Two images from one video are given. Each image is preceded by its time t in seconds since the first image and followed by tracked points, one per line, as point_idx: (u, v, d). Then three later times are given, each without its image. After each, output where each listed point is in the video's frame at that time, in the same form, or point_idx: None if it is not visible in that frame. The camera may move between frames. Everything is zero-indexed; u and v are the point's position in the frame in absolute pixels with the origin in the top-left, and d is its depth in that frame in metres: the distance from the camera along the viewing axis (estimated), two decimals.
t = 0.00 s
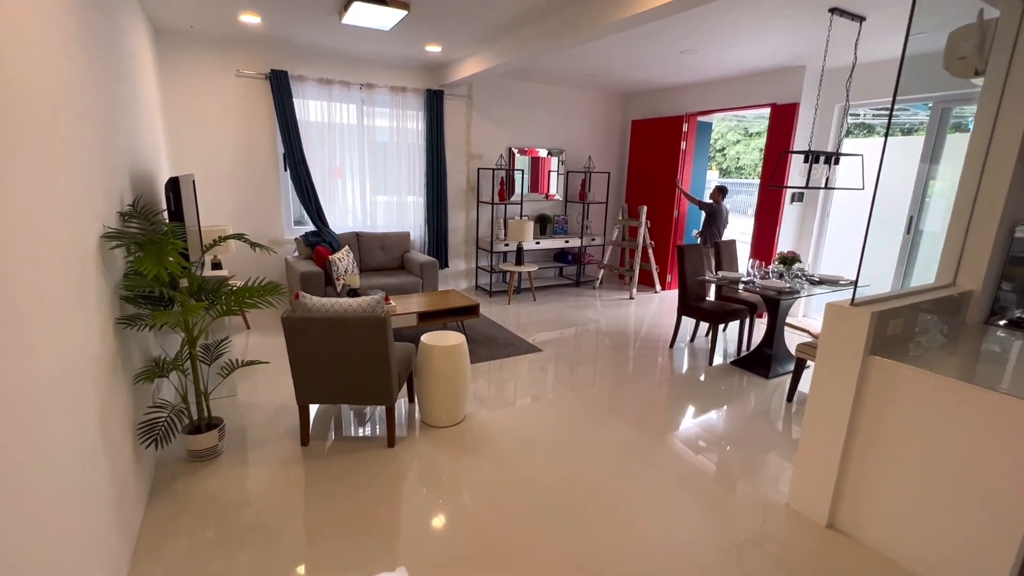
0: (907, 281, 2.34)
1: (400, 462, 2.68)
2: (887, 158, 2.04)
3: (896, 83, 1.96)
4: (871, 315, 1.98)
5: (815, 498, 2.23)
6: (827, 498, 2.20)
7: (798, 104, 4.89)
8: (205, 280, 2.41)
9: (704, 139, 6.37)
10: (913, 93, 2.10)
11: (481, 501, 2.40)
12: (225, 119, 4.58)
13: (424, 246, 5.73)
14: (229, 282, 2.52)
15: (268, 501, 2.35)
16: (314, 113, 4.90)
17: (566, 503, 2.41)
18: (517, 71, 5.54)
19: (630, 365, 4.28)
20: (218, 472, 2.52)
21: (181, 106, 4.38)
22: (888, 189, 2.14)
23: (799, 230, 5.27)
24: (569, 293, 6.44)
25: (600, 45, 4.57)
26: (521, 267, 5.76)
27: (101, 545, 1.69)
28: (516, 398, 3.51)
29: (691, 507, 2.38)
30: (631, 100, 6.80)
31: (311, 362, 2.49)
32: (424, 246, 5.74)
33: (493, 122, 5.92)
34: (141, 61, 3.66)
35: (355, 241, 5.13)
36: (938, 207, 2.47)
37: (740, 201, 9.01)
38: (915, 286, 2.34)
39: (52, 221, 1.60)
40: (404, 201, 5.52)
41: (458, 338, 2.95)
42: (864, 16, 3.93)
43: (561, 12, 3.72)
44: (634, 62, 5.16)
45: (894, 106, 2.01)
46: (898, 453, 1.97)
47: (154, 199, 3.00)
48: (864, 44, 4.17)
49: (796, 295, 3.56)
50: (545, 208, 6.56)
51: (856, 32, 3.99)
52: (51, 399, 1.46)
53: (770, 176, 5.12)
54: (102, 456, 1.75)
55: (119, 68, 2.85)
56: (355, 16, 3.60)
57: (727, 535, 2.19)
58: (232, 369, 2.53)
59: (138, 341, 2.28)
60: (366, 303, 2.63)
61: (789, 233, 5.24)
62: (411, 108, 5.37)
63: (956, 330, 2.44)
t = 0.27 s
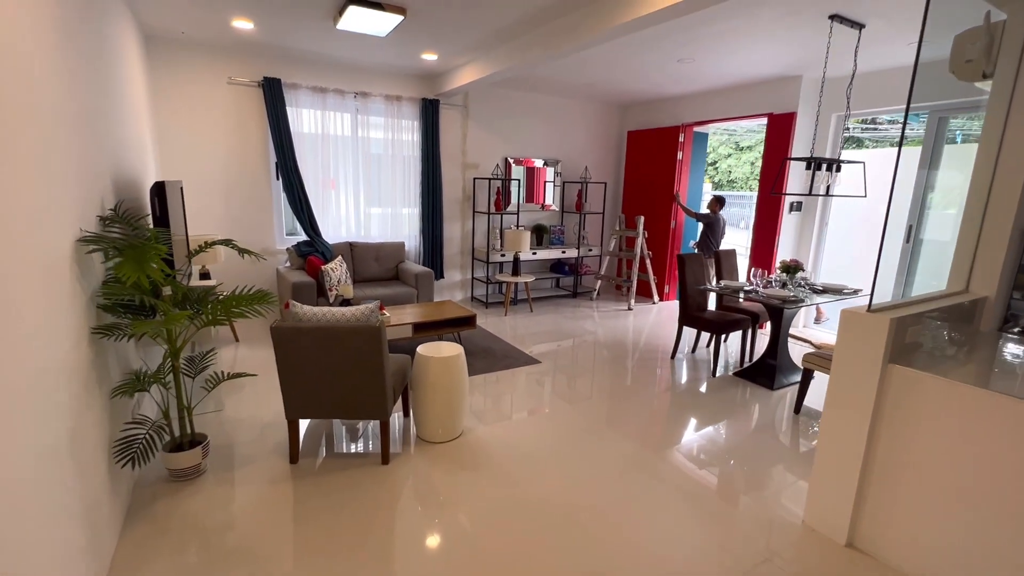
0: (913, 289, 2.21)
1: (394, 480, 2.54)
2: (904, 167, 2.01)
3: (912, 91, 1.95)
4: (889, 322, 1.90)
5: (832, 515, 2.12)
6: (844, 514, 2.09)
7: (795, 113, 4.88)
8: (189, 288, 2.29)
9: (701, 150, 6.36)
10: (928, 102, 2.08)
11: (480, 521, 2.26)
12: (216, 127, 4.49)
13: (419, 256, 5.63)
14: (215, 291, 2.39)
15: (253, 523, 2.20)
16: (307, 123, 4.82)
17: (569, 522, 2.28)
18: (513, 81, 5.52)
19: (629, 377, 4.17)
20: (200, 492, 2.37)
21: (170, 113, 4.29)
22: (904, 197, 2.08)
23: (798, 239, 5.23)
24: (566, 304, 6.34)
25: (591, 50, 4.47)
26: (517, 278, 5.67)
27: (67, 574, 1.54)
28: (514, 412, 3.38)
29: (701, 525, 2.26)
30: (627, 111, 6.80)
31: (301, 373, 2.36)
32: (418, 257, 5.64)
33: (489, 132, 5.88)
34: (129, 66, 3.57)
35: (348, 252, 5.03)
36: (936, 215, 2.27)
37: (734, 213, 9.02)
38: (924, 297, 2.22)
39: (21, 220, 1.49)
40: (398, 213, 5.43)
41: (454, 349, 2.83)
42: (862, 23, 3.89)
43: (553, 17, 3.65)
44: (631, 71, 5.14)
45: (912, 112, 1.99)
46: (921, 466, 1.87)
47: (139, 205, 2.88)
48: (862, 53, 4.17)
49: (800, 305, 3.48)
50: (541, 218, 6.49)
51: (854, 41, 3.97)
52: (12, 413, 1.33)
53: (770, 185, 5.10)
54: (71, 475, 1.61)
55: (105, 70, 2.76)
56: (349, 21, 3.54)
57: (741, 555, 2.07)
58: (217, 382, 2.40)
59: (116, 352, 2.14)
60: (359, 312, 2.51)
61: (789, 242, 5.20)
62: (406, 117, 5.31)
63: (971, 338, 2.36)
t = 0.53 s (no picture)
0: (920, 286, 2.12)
1: (381, 489, 2.39)
2: (917, 162, 1.94)
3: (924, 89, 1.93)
4: (906, 315, 1.80)
5: (847, 521, 2.00)
6: (860, 521, 1.97)
7: (790, 114, 4.84)
8: (162, 284, 2.14)
9: (695, 153, 6.32)
10: (941, 97, 2.02)
11: (474, 532, 2.12)
12: (200, 125, 4.35)
13: (410, 260, 5.49)
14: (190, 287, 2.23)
15: (227, 536, 2.03)
16: (296, 131, 4.71)
17: (568, 532, 2.14)
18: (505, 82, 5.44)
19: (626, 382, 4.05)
20: (171, 504, 2.20)
21: (152, 110, 4.15)
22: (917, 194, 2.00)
23: (794, 242, 5.17)
24: (560, 309, 6.23)
25: (583, 46, 4.37)
26: (510, 281, 5.54)
27: None
28: (508, 418, 3.24)
29: (708, 535, 2.13)
30: (620, 114, 6.76)
31: (282, 375, 2.22)
32: (409, 261, 5.50)
33: (481, 134, 5.79)
34: (107, 58, 3.43)
35: (336, 254, 4.88)
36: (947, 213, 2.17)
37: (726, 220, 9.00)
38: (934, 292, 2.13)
39: None
40: (388, 219, 5.31)
41: (447, 350, 2.69)
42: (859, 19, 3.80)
43: (547, 11, 3.56)
44: (625, 71, 5.08)
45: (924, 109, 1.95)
46: (942, 468, 1.77)
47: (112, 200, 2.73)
48: (858, 52, 4.14)
49: (802, 305, 3.39)
50: (535, 222, 6.38)
51: (850, 39, 3.93)
52: None
53: (767, 187, 5.05)
54: (17, 485, 1.45)
55: (77, 57, 2.62)
56: (338, 14, 3.44)
57: (752, 566, 1.94)
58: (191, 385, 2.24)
59: (78, 353, 1.98)
60: (343, 310, 2.37)
61: (785, 244, 5.14)
62: (397, 117, 5.21)
63: (985, 335, 2.27)
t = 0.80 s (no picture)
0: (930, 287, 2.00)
1: (367, 503, 2.23)
2: (934, 162, 1.88)
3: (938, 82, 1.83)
4: (924, 313, 1.70)
5: (864, 533, 1.89)
6: (877, 531, 1.87)
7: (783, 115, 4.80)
8: (130, 286, 1.98)
9: (687, 156, 6.28)
10: (956, 96, 1.96)
11: (467, 548, 1.97)
12: (179, 122, 4.19)
13: (399, 264, 5.35)
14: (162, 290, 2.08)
15: (198, 557, 1.87)
16: (281, 133, 4.57)
17: (568, 546, 2.00)
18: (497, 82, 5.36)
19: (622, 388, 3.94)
20: (137, 523, 2.02)
21: (129, 107, 3.98)
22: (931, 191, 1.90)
23: (788, 244, 5.13)
24: (552, 314, 6.11)
25: (575, 43, 4.28)
26: (501, 285, 5.42)
27: None
28: (501, 426, 3.10)
29: (716, 548, 2.01)
30: (612, 117, 6.71)
31: (259, 381, 2.07)
32: (398, 265, 5.37)
33: (471, 136, 5.69)
34: (80, 49, 3.27)
35: (322, 257, 4.72)
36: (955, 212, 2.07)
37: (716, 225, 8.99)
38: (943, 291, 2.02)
39: None
40: (376, 224, 5.17)
41: (437, 354, 2.55)
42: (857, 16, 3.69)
43: (539, 5, 3.48)
44: (618, 72, 5.02)
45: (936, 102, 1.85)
46: (963, 474, 1.67)
47: (80, 197, 2.56)
48: (853, 53, 4.12)
49: (802, 306, 3.31)
50: (526, 225, 6.28)
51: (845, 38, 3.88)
52: None
53: (761, 189, 5.01)
54: None
55: (44, 45, 2.47)
56: (324, 6, 3.32)
57: None
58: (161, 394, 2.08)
59: (34, 359, 1.81)
60: (326, 312, 2.24)
61: (779, 247, 5.09)
62: (385, 117, 5.09)
63: (997, 335, 2.20)
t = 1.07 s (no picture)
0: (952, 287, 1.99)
1: (356, 520, 2.07)
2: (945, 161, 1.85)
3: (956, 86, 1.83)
4: (950, 311, 1.61)
5: (885, 541, 1.80)
6: (900, 541, 1.76)
7: (775, 116, 4.78)
8: (92, 287, 1.80)
9: (677, 157, 6.24)
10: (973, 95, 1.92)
11: (466, 567, 1.82)
12: (154, 119, 3.99)
13: (386, 267, 5.19)
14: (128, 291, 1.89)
15: None
16: (262, 135, 4.40)
17: (574, 563, 1.87)
18: (485, 81, 5.25)
19: (619, 393, 3.83)
20: (99, 549, 1.83)
21: (99, 102, 3.78)
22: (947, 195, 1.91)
23: (781, 246, 5.11)
24: (543, 317, 6.00)
25: (568, 40, 4.19)
26: (491, 289, 5.29)
27: None
28: (496, 435, 2.96)
29: (730, 561, 1.89)
30: (601, 119, 6.65)
31: (237, 389, 1.90)
32: (385, 268, 5.20)
33: (460, 136, 5.57)
34: (44, 38, 3.07)
35: (306, 260, 4.54)
36: (974, 211, 2.07)
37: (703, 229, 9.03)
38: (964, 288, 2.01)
39: None
40: (362, 227, 5.01)
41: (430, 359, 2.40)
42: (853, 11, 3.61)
43: None
44: (610, 71, 4.95)
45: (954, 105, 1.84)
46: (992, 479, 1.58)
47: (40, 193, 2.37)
48: (846, 53, 4.11)
49: (802, 307, 3.24)
50: (516, 227, 6.16)
51: (839, 38, 3.85)
52: None
53: (753, 191, 4.98)
54: None
55: None
56: None
57: None
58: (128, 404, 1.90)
59: None
60: (310, 314, 2.09)
61: (772, 248, 5.06)
62: (372, 116, 4.94)
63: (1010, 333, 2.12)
